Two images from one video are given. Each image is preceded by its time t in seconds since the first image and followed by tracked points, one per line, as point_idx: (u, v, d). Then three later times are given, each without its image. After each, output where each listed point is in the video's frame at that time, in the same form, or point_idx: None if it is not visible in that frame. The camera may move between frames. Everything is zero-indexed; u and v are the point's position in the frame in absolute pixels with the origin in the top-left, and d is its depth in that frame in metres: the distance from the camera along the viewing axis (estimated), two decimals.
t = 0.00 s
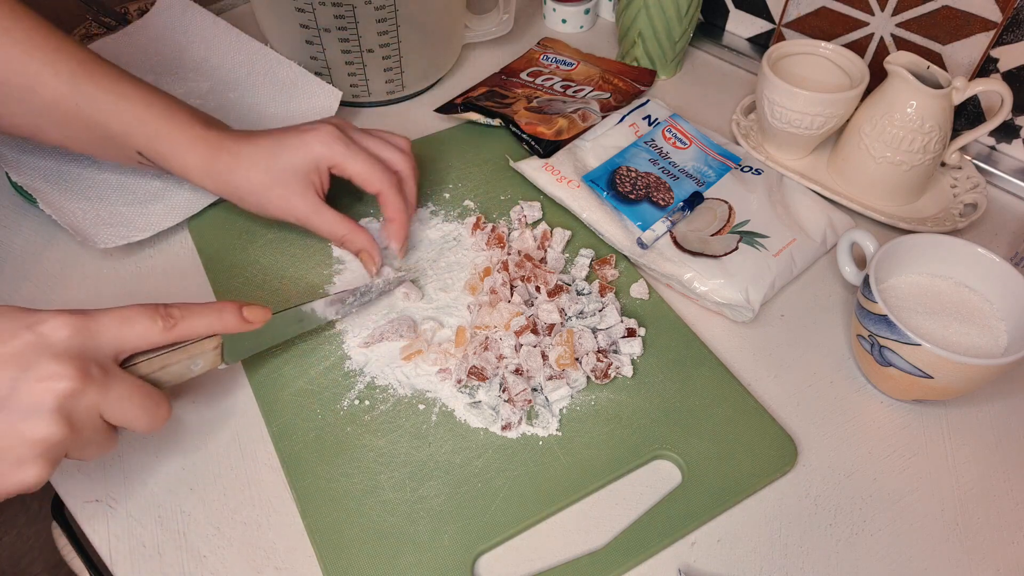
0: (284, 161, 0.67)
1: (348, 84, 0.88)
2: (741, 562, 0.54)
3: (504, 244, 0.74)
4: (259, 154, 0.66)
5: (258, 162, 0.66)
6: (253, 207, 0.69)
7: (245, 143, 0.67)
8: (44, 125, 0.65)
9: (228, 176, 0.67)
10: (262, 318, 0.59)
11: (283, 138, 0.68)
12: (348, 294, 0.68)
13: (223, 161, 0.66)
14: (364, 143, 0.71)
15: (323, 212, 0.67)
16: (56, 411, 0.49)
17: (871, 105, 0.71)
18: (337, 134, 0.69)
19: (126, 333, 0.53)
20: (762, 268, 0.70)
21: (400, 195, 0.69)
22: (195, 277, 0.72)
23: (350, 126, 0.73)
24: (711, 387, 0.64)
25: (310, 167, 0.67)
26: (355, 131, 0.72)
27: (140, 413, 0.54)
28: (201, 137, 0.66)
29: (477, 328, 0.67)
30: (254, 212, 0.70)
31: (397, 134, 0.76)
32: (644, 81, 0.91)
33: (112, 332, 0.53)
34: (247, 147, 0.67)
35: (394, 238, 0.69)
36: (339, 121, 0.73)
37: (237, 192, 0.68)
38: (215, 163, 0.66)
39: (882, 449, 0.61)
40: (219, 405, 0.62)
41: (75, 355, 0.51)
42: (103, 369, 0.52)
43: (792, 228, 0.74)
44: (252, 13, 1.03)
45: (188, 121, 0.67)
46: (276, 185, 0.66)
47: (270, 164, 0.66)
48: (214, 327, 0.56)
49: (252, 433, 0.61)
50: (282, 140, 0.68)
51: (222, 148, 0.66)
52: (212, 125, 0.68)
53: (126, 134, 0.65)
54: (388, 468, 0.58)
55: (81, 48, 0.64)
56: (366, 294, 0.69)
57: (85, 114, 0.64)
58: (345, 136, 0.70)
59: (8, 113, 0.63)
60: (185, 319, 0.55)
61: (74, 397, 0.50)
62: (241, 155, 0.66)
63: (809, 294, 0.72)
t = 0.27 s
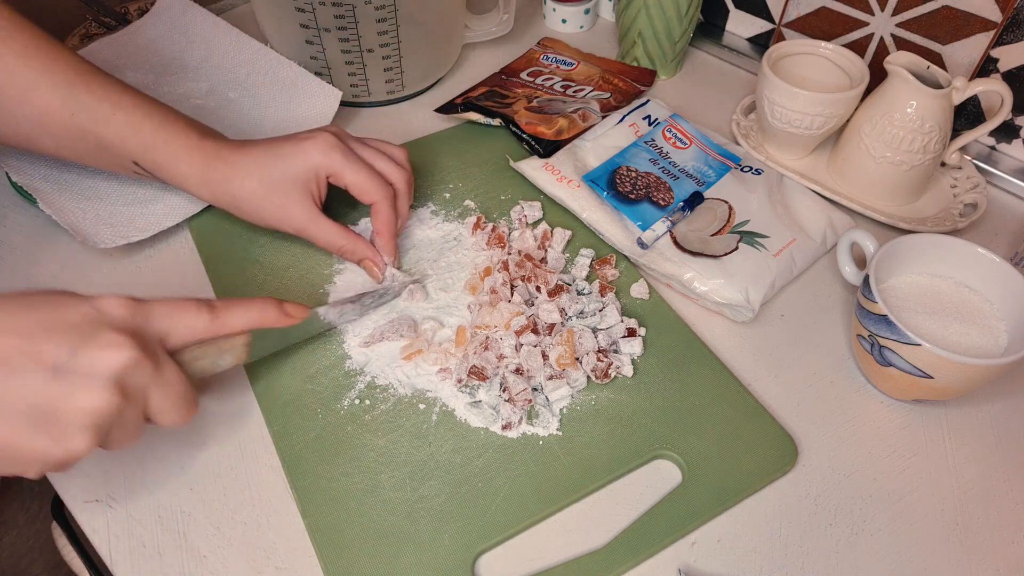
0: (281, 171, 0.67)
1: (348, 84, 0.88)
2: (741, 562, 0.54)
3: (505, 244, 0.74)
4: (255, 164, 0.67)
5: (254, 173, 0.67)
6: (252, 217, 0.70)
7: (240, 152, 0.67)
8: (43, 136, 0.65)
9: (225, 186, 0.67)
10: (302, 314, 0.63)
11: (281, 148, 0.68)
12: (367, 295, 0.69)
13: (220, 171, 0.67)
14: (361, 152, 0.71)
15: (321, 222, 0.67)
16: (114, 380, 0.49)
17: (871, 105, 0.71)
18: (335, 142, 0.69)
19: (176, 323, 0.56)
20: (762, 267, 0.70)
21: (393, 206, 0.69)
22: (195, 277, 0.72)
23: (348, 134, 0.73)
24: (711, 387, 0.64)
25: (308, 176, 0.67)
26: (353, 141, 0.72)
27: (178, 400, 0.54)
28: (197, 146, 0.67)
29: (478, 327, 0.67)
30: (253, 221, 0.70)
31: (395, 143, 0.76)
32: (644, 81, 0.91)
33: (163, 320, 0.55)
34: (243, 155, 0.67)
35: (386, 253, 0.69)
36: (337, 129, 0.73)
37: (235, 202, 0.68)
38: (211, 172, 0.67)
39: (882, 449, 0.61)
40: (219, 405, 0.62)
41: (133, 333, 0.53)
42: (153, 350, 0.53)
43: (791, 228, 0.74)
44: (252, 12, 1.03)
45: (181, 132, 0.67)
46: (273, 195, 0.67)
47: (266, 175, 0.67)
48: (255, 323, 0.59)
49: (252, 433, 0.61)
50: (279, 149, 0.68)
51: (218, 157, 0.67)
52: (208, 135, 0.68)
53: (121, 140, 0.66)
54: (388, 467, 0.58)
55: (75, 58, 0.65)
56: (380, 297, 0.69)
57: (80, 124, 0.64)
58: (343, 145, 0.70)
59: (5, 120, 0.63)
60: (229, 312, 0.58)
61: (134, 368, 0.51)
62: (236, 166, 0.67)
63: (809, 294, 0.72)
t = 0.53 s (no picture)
0: (283, 172, 0.67)
1: (348, 84, 0.88)
2: (742, 562, 0.54)
3: (505, 244, 0.74)
4: (257, 166, 0.67)
5: (255, 175, 0.66)
6: (251, 224, 0.69)
7: (241, 156, 0.67)
8: (36, 140, 0.64)
9: (226, 190, 0.67)
10: (263, 327, 0.60)
11: (282, 150, 0.68)
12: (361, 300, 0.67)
13: (219, 174, 0.67)
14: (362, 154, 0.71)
15: (321, 227, 0.66)
16: (60, 410, 0.49)
17: (871, 105, 0.71)
18: (337, 142, 0.69)
19: (131, 346, 0.54)
20: (762, 267, 0.70)
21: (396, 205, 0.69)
22: (195, 277, 0.72)
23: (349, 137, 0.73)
24: (711, 387, 0.64)
25: (310, 178, 0.67)
26: (354, 143, 0.73)
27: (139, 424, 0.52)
28: (194, 151, 0.67)
29: (478, 327, 0.67)
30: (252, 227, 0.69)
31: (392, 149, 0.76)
32: (644, 81, 0.91)
33: (117, 345, 0.54)
34: (243, 158, 0.67)
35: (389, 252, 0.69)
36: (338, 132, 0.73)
37: (235, 208, 0.68)
38: (211, 175, 0.67)
39: (882, 449, 0.61)
40: (219, 405, 0.62)
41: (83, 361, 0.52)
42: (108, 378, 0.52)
43: (792, 228, 0.74)
44: (252, 12, 1.03)
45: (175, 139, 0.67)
46: (274, 199, 0.66)
47: (268, 177, 0.66)
48: (215, 340, 0.57)
49: (251, 433, 0.61)
50: (281, 152, 0.68)
51: (213, 161, 0.67)
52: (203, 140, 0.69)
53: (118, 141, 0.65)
54: (389, 467, 0.58)
55: (68, 63, 0.65)
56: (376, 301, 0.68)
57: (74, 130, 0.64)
58: (345, 146, 0.70)
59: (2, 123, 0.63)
60: (187, 331, 0.56)
61: (79, 398, 0.50)
62: (238, 168, 0.67)
63: (809, 294, 0.72)
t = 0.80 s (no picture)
0: (280, 163, 0.67)
1: (348, 84, 0.88)
2: (742, 562, 0.54)
3: (505, 244, 0.74)
4: (254, 157, 0.67)
5: (252, 166, 0.66)
6: (249, 215, 0.69)
7: (237, 149, 0.67)
8: (36, 139, 0.64)
9: (223, 182, 0.67)
10: (268, 287, 0.58)
11: (279, 140, 0.68)
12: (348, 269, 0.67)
13: (215, 168, 0.67)
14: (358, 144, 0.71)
15: (319, 218, 0.66)
16: (65, 376, 0.49)
17: (871, 105, 0.71)
18: (334, 133, 0.69)
19: (132, 306, 0.53)
20: (762, 267, 0.70)
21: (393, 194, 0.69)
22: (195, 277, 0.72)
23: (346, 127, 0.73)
24: (711, 387, 0.64)
25: (308, 168, 0.67)
26: (351, 133, 0.72)
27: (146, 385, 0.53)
28: (190, 145, 0.67)
29: (478, 327, 0.67)
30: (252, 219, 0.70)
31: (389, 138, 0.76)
32: (644, 81, 0.91)
33: (118, 305, 0.53)
34: (239, 151, 0.67)
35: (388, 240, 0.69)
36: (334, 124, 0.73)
37: (232, 200, 0.68)
38: (207, 169, 0.67)
39: (882, 449, 0.61)
40: (219, 405, 0.62)
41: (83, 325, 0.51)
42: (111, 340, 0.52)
43: (792, 228, 0.74)
44: (252, 12, 1.03)
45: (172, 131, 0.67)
46: (272, 190, 0.66)
47: (265, 168, 0.66)
48: (220, 300, 0.56)
49: (251, 433, 0.61)
50: (278, 142, 0.68)
51: (209, 154, 0.67)
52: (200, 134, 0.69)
53: (119, 142, 0.66)
54: (389, 467, 0.58)
55: (66, 61, 0.65)
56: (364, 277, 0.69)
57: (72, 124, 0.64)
58: (342, 136, 0.70)
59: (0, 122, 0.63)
60: (190, 290, 0.55)
61: (84, 362, 0.50)
62: (234, 160, 0.67)
63: (809, 294, 0.72)
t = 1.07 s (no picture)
0: (279, 162, 0.67)
1: (348, 84, 0.88)
2: (742, 562, 0.54)
3: (505, 244, 0.74)
4: (252, 156, 0.67)
5: (251, 164, 0.66)
6: (246, 212, 0.69)
7: (235, 147, 0.67)
8: (36, 139, 0.64)
9: (222, 179, 0.67)
10: (275, 298, 0.60)
11: (279, 137, 0.68)
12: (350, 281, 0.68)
13: (214, 165, 0.67)
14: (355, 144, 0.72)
15: (318, 217, 0.66)
16: (84, 376, 0.49)
17: (872, 105, 0.71)
18: (332, 132, 0.69)
19: (146, 314, 0.54)
20: (762, 267, 0.70)
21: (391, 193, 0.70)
22: (195, 277, 0.72)
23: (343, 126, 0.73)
24: (711, 387, 0.64)
25: (307, 167, 0.67)
26: (348, 132, 0.73)
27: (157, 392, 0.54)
28: (189, 143, 0.67)
29: (478, 327, 0.67)
30: (250, 216, 0.70)
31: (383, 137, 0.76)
32: (644, 81, 0.91)
33: (134, 313, 0.54)
34: (238, 149, 0.67)
35: (384, 238, 0.70)
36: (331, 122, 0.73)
37: (229, 197, 0.68)
38: (205, 166, 0.67)
39: (882, 449, 0.61)
40: (220, 405, 0.62)
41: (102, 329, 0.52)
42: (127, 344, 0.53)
43: (792, 228, 0.74)
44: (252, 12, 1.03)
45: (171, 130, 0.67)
46: (271, 188, 0.67)
47: (265, 166, 0.66)
48: (229, 310, 0.57)
49: (252, 433, 0.61)
50: (277, 140, 0.68)
51: (208, 153, 0.67)
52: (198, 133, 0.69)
53: (120, 142, 0.66)
54: (389, 467, 0.58)
55: (66, 61, 0.65)
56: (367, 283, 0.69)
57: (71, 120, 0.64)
58: (341, 135, 0.70)
59: None
60: (201, 299, 0.56)
61: (102, 365, 0.50)
62: (233, 158, 0.67)
63: (809, 294, 0.72)
